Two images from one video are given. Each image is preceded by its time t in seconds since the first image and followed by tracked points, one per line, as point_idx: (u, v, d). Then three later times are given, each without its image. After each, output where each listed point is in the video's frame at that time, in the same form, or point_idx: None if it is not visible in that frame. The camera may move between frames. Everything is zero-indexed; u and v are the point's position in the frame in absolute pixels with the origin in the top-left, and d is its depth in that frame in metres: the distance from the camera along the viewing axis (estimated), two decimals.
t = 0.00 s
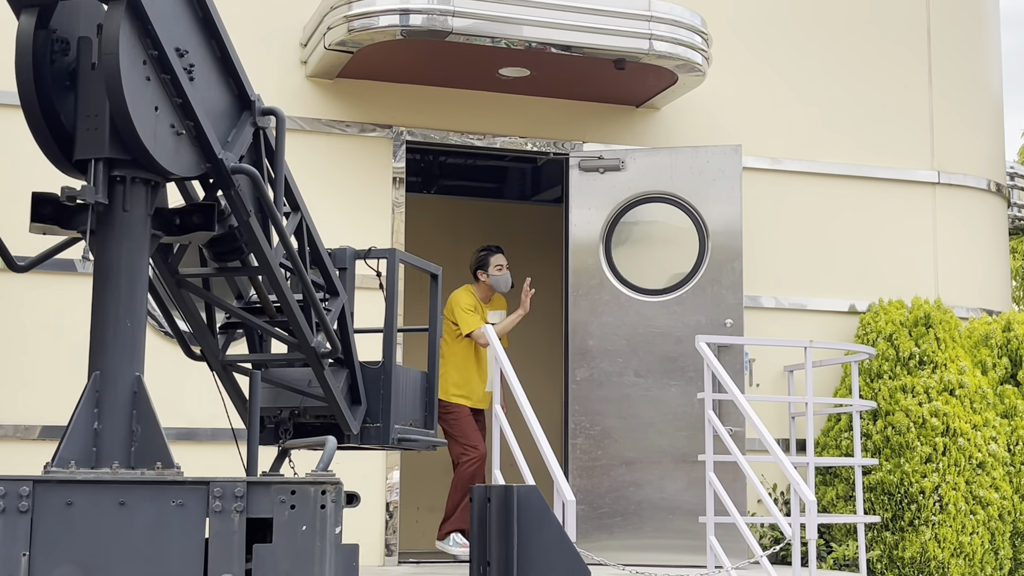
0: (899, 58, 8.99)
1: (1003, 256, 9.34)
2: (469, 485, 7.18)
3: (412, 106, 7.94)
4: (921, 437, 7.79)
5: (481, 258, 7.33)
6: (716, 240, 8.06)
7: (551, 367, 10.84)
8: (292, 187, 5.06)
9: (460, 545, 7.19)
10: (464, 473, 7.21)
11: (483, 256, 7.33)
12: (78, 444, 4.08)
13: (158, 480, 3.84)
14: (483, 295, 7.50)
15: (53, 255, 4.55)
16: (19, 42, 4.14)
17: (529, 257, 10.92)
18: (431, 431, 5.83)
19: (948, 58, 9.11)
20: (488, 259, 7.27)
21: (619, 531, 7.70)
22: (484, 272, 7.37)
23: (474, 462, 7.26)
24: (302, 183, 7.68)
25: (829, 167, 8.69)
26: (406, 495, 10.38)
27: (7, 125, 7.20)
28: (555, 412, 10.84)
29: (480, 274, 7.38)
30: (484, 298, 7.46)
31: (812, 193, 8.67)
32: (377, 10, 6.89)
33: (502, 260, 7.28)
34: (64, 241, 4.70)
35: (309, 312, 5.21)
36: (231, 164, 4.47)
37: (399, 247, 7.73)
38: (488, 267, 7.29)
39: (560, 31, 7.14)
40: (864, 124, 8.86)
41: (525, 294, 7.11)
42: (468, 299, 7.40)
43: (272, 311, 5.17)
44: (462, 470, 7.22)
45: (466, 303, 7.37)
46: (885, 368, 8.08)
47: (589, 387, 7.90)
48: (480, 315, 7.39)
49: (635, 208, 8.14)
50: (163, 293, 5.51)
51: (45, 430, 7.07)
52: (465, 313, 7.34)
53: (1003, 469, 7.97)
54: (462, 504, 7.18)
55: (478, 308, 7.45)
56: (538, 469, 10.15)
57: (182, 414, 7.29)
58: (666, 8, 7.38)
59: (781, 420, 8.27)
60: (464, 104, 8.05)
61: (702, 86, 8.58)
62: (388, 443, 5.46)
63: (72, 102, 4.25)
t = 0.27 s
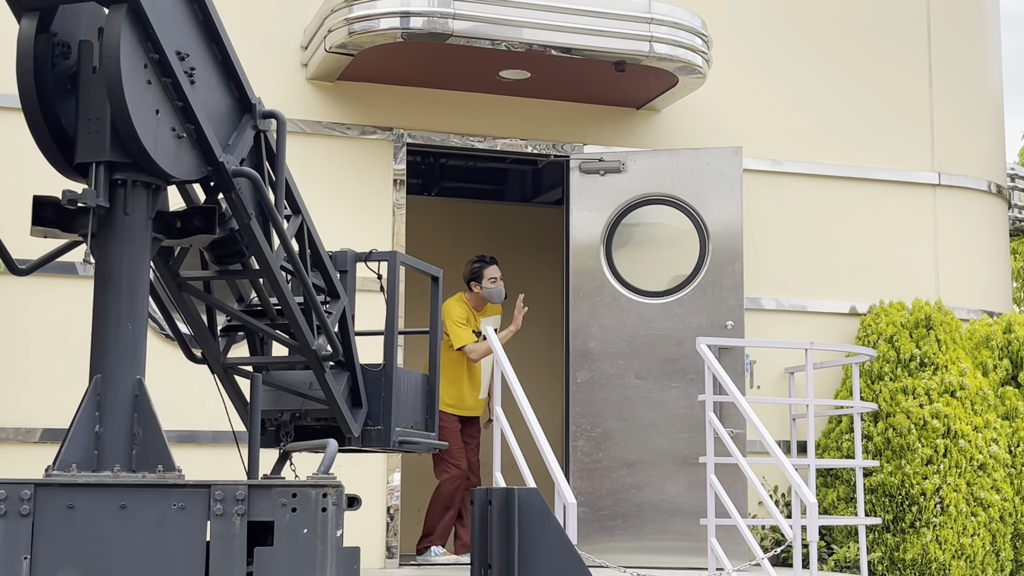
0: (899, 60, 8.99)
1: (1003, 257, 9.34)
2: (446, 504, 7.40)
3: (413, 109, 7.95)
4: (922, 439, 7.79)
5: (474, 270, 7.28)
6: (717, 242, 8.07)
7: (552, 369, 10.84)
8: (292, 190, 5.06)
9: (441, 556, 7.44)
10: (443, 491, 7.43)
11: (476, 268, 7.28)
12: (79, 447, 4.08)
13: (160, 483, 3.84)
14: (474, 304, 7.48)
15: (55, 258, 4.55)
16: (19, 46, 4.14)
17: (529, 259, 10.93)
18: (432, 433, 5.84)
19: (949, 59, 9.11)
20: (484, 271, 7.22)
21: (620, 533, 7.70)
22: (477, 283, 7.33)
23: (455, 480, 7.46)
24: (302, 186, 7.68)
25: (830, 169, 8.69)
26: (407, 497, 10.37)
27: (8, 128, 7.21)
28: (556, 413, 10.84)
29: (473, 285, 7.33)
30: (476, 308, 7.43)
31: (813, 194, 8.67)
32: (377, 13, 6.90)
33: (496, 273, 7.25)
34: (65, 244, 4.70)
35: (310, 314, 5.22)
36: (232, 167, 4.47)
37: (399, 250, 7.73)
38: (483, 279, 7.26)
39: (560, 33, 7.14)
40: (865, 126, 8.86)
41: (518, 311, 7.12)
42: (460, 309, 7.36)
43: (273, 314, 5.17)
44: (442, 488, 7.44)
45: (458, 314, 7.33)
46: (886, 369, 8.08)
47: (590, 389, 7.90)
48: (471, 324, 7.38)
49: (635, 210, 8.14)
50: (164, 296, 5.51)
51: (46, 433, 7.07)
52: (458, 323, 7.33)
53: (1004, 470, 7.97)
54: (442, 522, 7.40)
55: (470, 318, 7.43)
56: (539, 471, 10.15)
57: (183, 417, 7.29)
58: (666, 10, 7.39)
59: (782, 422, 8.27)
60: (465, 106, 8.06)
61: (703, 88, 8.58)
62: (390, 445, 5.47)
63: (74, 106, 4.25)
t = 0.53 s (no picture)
0: (899, 61, 9.00)
1: (1004, 258, 9.34)
2: (442, 506, 7.42)
3: (413, 111, 7.95)
4: (923, 440, 7.79)
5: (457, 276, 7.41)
6: (716, 244, 8.07)
7: (553, 372, 10.84)
8: (292, 192, 5.06)
9: (443, 558, 7.43)
10: (437, 494, 7.46)
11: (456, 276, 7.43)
12: (80, 449, 4.08)
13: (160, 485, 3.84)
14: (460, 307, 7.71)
15: (55, 261, 4.55)
16: (19, 49, 4.14)
17: (530, 261, 10.95)
18: (432, 435, 5.84)
19: (948, 61, 9.12)
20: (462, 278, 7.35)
21: (620, 535, 7.70)
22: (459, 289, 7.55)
23: (447, 481, 7.51)
24: (303, 188, 7.69)
25: (830, 171, 8.70)
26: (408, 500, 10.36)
27: (8, 131, 7.22)
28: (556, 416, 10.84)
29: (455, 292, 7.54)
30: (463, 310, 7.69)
31: (812, 196, 8.67)
32: (377, 15, 6.91)
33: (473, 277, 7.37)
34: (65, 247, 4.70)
35: (310, 317, 5.22)
36: (232, 170, 4.48)
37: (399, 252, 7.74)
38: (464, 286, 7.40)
39: (560, 35, 7.14)
40: (865, 127, 8.86)
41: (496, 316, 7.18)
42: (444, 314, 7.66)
43: (273, 316, 5.17)
44: (436, 491, 7.47)
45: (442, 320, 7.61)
46: (886, 371, 8.09)
47: (591, 391, 7.90)
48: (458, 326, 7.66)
49: (635, 212, 8.15)
50: (164, 298, 5.51)
51: (46, 436, 7.07)
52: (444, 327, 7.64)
53: (1005, 472, 7.97)
54: (440, 524, 7.41)
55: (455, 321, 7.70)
56: (540, 473, 10.15)
57: (183, 419, 7.29)
58: (666, 12, 7.39)
59: (782, 424, 8.27)
60: (465, 109, 8.06)
61: (702, 90, 8.59)
62: (390, 447, 5.47)
63: (73, 109, 4.26)
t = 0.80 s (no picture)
0: (899, 63, 8.99)
1: (1005, 259, 9.34)
2: (440, 507, 7.42)
3: (413, 114, 7.95)
4: (924, 442, 7.78)
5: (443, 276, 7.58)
6: (717, 246, 8.07)
7: (553, 374, 10.84)
8: (292, 195, 5.06)
9: (443, 560, 7.43)
10: (434, 495, 7.45)
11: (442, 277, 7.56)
12: (80, 452, 4.08)
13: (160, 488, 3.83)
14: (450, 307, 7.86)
15: (55, 264, 4.55)
16: (19, 52, 4.13)
17: (531, 263, 10.95)
18: (433, 438, 5.84)
19: (949, 62, 9.11)
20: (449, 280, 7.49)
21: (621, 537, 7.69)
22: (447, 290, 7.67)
23: (444, 482, 7.49)
24: (303, 191, 7.68)
25: (831, 173, 8.69)
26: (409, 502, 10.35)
27: (8, 134, 7.22)
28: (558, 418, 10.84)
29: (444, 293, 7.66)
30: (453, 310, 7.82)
31: (813, 198, 8.67)
32: (377, 18, 6.91)
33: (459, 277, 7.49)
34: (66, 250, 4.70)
35: (310, 319, 5.22)
36: (232, 173, 4.48)
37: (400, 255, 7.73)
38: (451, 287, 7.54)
39: (560, 37, 7.14)
40: (865, 129, 8.86)
41: (483, 311, 7.22)
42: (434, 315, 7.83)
43: (274, 319, 5.17)
44: (433, 493, 7.46)
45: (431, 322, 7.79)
46: (887, 373, 8.08)
47: (592, 394, 7.90)
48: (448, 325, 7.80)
49: (636, 214, 8.15)
50: (164, 301, 5.51)
51: (47, 439, 7.07)
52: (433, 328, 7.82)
53: (1007, 474, 7.96)
54: (440, 526, 7.41)
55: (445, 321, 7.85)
56: (541, 476, 10.16)
57: (184, 422, 7.29)
58: (666, 14, 7.39)
59: (784, 426, 8.26)
60: (465, 111, 8.06)
61: (703, 92, 8.58)
62: (391, 450, 5.47)
63: (74, 112, 4.26)
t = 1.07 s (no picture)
0: (899, 64, 8.99)
1: (1004, 261, 9.33)
2: (435, 509, 7.41)
3: (412, 116, 7.95)
4: (923, 444, 7.77)
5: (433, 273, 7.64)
6: (716, 248, 8.06)
7: (553, 377, 10.83)
8: (290, 197, 5.06)
9: (443, 563, 7.44)
10: (429, 497, 7.44)
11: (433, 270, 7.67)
12: (77, 455, 4.08)
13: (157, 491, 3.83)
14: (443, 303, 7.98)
15: (52, 267, 4.55)
16: (15, 55, 4.13)
17: (531, 265, 10.95)
18: (431, 440, 5.83)
19: (948, 64, 9.11)
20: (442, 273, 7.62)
21: (620, 540, 7.68)
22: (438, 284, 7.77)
23: (438, 484, 7.47)
24: (302, 193, 7.69)
25: (830, 174, 8.69)
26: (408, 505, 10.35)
27: (7, 137, 7.23)
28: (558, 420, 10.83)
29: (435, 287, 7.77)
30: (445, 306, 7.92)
31: (812, 200, 8.67)
32: (375, 21, 6.91)
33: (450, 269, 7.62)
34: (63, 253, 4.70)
35: (308, 322, 5.22)
36: (229, 175, 4.48)
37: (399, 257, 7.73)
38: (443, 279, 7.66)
39: (558, 40, 7.14)
40: (864, 131, 8.86)
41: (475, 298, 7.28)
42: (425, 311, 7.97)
43: (271, 321, 5.18)
44: (428, 494, 7.45)
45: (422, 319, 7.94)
46: (886, 375, 8.08)
47: (591, 396, 7.89)
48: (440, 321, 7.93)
49: (635, 216, 8.15)
50: (162, 304, 5.51)
51: (45, 442, 7.07)
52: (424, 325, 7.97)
53: (1006, 475, 7.95)
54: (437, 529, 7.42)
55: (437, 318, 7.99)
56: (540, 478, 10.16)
57: (182, 425, 7.29)
58: (664, 16, 7.39)
59: (783, 427, 8.26)
60: (464, 113, 8.06)
61: (702, 94, 8.58)
62: (388, 453, 5.46)
63: (70, 115, 4.26)
